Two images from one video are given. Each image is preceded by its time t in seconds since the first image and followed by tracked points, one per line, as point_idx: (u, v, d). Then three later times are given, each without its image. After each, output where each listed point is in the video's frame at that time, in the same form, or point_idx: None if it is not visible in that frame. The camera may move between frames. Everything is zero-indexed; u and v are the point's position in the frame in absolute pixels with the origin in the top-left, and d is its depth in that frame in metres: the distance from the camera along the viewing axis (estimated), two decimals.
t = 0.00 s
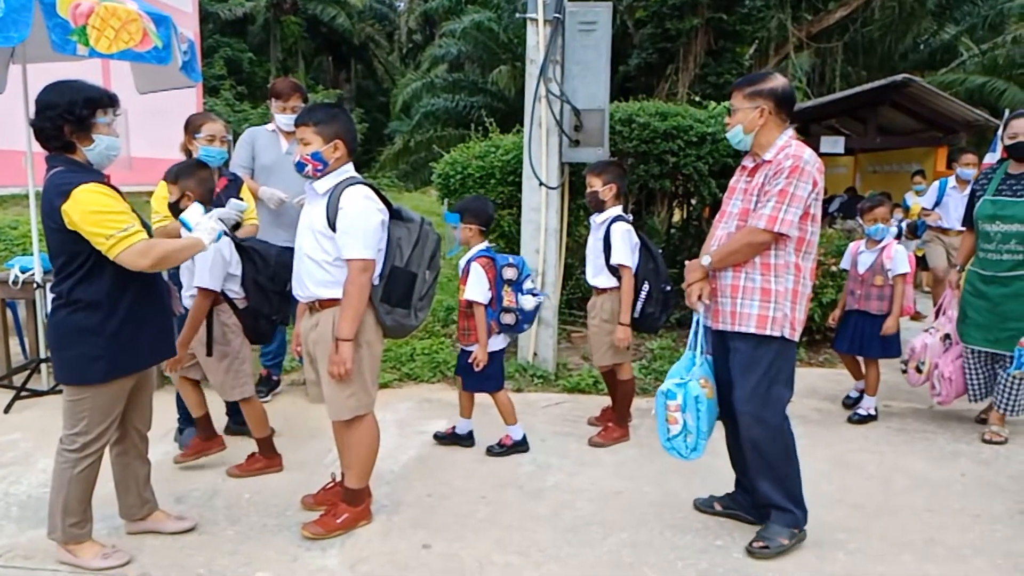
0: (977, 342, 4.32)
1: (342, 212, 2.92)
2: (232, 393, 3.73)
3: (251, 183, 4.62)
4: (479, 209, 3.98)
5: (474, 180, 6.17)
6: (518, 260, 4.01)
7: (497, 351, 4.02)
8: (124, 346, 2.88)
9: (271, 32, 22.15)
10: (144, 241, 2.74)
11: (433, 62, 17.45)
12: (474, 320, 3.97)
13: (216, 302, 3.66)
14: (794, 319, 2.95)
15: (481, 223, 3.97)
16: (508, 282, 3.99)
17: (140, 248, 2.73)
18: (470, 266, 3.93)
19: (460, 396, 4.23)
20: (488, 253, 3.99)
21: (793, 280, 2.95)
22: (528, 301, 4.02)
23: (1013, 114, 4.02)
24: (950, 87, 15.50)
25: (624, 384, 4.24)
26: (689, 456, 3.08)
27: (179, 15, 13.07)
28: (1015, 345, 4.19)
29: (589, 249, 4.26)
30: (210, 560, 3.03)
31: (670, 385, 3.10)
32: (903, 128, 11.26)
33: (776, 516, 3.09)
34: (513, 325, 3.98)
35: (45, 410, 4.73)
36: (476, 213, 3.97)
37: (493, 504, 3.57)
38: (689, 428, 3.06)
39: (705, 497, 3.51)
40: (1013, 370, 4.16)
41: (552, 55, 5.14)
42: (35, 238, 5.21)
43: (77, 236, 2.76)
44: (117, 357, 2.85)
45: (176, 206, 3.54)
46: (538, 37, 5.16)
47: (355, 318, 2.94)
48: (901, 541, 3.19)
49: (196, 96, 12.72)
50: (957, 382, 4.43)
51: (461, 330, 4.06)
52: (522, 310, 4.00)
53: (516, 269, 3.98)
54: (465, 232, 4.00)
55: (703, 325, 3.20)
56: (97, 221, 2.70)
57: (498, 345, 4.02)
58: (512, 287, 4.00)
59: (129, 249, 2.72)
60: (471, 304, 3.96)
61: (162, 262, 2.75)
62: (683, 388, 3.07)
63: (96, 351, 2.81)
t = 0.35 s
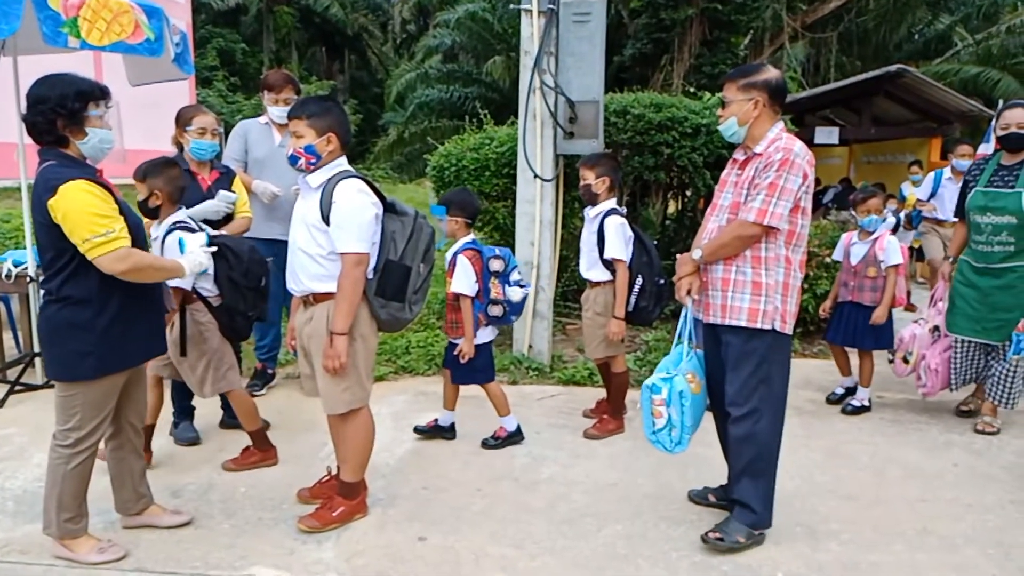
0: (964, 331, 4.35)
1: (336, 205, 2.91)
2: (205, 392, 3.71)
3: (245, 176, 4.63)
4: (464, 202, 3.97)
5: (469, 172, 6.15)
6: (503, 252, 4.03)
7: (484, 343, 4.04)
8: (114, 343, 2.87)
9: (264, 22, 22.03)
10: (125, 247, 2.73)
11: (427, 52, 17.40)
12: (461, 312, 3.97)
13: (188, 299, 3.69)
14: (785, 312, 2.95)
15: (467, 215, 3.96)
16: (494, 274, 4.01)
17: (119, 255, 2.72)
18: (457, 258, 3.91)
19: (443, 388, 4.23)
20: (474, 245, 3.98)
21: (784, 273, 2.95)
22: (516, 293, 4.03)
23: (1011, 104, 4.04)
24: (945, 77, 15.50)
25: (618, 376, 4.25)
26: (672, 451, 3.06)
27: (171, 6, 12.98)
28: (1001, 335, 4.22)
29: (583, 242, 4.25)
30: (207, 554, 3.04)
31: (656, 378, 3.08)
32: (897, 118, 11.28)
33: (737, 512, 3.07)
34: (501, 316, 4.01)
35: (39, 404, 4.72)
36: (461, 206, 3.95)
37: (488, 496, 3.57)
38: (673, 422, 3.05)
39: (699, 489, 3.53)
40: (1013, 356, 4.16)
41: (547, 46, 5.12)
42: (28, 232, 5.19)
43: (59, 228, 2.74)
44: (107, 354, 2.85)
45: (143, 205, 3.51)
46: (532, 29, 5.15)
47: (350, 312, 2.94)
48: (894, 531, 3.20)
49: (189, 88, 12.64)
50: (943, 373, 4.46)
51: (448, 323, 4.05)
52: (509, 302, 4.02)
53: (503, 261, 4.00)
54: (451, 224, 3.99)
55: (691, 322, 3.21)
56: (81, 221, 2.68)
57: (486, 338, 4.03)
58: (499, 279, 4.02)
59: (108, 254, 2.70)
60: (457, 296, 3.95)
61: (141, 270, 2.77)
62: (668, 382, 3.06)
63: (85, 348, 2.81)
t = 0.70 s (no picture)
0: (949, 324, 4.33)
1: (323, 201, 2.91)
2: (165, 392, 3.71)
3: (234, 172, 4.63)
4: (442, 197, 3.96)
5: (458, 167, 6.14)
6: (482, 246, 4.01)
7: (463, 337, 4.03)
8: (97, 342, 2.85)
9: (252, 15, 21.88)
10: (99, 252, 2.70)
11: (416, 46, 17.34)
12: (439, 307, 3.96)
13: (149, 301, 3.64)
14: (769, 306, 2.97)
15: (445, 210, 3.96)
16: (472, 269, 3.98)
17: (90, 260, 2.69)
18: (434, 253, 3.92)
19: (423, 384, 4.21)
20: (452, 240, 3.98)
21: (768, 268, 2.97)
22: (494, 286, 4.01)
23: (995, 98, 4.05)
24: (932, 70, 15.54)
25: (607, 371, 4.26)
26: (655, 444, 3.08)
27: None
28: (982, 327, 4.23)
29: (571, 238, 4.26)
30: (195, 550, 3.03)
31: (638, 372, 3.09)
32: (885, 111, 11.35)
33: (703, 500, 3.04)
34: (480, 310, 3.98)
35: (26, 401, 4.69)
36: (439, 200, 3.95)
37: (478, 491, 3.58)
38: (653, 417, 3.06)
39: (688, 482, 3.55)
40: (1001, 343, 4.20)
41: (535, 39, 5.10)
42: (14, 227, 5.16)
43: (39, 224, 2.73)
44: (89, 353, 2.83)
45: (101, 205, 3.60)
46: (520, 23, 5.11)
47: (338, 308, 2.93)
48: (880, 523, 3.23)
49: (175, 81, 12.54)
50: (923, 364, 4.49)
51: (427, 318, 4.06)
52: (488, 296, 3.99)
53: (481, 255, 3.98)
54: (429, 220, 3.99)
55: (676, 316, 3.20)
56: (57, 222, 2.66)
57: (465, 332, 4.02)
58: (477, 273, 3.98)
59: (80, 257, 2.68)
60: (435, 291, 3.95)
61: (111, 278, 2.73)
62: (650, 377, 3.07)
63: (67, 347, 2.79)
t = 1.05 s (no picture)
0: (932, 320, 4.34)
1: (309, 200, 2.90)
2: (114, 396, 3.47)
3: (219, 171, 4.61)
4: (417, 195, 3.96)
5: (447, 165, 6.13)
6: (458, 244, 4.04)
7: (439, 335, 4.04)
8: (80, 343, 2.83)
9: (238, 11, 21.75)
10: (78, 258, 2.69)
11: (404, 42, 17.30)
12: (414, 305, 3.94)
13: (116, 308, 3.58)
14: (752, 304, 2.97)
15: (421, 208, 3.95)
16: (449, 267, 4.00)
17: (69, 264, 2.68)
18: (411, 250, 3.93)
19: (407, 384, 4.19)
20: (428, 238, 3.99)
21: (751, 265, 2.98)
22: (470, 285, 4.02)
23: (976, 95, 4.07)
24: (918, 66, 15.61)
25: (596, 369, 4.26)
26: (639, 440, 3.09)
27: None
28: (963, 323, 4.27)
29: (559, 236, 4.27)
30: (184, 550, 3.03)
31: (622, 369, 3.10)
32: (871, 107, 11.40)
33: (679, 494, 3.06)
34: (456, 309, 3.99)
35: (13, 401, 4.67)
36: (415, 198, 3.95)
37: (467, 489, 3.59)
38: (637, 414, 3.06)
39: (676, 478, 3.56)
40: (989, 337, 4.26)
41: (523, 37, 5.12)
42: None
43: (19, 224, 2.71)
44: (70, 355, 2.81)
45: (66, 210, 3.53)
46: (508, 20, 5.15)
47: (325, 306, 2.93)
48: (867, 517, 3.25)
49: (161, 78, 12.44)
50: (906, 360, 4.50)
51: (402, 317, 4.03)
52: (464, 294, 4.00)
53: (458, 253, 4.00)
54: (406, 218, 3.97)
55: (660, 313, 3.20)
56: (38, 223, 2.64)
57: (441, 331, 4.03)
58: (453, 271, 4.00)
59: (56, 261, 2.67)
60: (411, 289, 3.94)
61: (85, 286, 2.71)
62: (634, 374, 3.08)
63: (49, 348, 2.78)
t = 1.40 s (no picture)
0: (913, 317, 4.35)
1: (292, 197, 2.89)
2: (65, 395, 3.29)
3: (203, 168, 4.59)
4: (391, 191, 3.93)
5: (433, 161, 6.11)
6: (430, 242, 4.03)
7: (408, 333, 3.99)
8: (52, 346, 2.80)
9: (222, 7, 21.63)
10: (47, 263, 2.68)
11: (390, 38, 17.25)
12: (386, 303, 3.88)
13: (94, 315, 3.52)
14: (731, 301, 2.98)
15: (395, 204, 3.92)
16: (420, 264, 4.01)
17: (34, 267, 2.66)
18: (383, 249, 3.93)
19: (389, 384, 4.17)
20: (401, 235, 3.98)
21: (730, 262, 2.98)
22: (441, 283, 4.02)
23: (953, 91, 4.05)
24: (902, 62, 15.69)
25: (582, 365, 4.28)
26: (625, 437, 3.10)
27: None
28: (944, 320, 4.26)
29: (542, 234, 4.26)
30: (170, 551, 3.02)
31: (607, 365, 3.10)
32: (855, 103, 11.46)
33: (659, 492, 3.09)
34: (427, 307, 4.00)
35: None
36: (389, 194, 3.92)
37: (454, 486, 3.59)
38: (623, 411, 3.07)
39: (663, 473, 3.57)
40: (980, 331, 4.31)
41: (509, 33, 5.10)
42: None
43: None
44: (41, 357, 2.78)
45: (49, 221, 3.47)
46: (493, 17, 5.17)
47: (309, 304, 2.92)
48: (850, 510, 3.27)
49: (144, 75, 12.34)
50: (888, 354, 4.49)
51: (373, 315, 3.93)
52: (435, 292, 4.01)
53: (430, 251, 4.00)
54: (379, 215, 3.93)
55: (643, 309, 3.19)
56: (11, 223, 2.62)
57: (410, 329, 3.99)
58: (425, 269, 4.01)
59: (23, 262, 2.65)
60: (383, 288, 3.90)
61: (48, 292, 2.69)
62: (619, 371, 3.08)
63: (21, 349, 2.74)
